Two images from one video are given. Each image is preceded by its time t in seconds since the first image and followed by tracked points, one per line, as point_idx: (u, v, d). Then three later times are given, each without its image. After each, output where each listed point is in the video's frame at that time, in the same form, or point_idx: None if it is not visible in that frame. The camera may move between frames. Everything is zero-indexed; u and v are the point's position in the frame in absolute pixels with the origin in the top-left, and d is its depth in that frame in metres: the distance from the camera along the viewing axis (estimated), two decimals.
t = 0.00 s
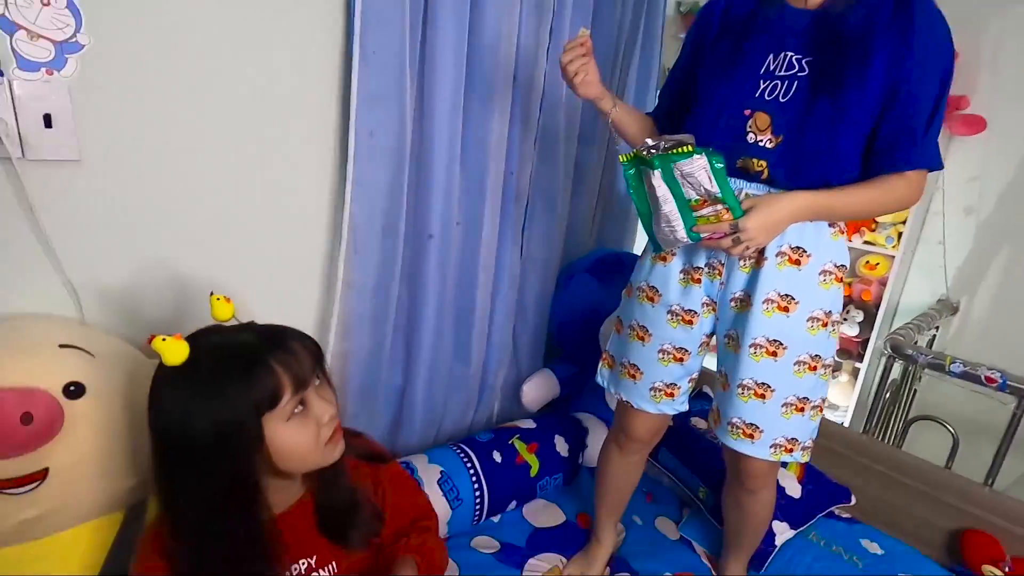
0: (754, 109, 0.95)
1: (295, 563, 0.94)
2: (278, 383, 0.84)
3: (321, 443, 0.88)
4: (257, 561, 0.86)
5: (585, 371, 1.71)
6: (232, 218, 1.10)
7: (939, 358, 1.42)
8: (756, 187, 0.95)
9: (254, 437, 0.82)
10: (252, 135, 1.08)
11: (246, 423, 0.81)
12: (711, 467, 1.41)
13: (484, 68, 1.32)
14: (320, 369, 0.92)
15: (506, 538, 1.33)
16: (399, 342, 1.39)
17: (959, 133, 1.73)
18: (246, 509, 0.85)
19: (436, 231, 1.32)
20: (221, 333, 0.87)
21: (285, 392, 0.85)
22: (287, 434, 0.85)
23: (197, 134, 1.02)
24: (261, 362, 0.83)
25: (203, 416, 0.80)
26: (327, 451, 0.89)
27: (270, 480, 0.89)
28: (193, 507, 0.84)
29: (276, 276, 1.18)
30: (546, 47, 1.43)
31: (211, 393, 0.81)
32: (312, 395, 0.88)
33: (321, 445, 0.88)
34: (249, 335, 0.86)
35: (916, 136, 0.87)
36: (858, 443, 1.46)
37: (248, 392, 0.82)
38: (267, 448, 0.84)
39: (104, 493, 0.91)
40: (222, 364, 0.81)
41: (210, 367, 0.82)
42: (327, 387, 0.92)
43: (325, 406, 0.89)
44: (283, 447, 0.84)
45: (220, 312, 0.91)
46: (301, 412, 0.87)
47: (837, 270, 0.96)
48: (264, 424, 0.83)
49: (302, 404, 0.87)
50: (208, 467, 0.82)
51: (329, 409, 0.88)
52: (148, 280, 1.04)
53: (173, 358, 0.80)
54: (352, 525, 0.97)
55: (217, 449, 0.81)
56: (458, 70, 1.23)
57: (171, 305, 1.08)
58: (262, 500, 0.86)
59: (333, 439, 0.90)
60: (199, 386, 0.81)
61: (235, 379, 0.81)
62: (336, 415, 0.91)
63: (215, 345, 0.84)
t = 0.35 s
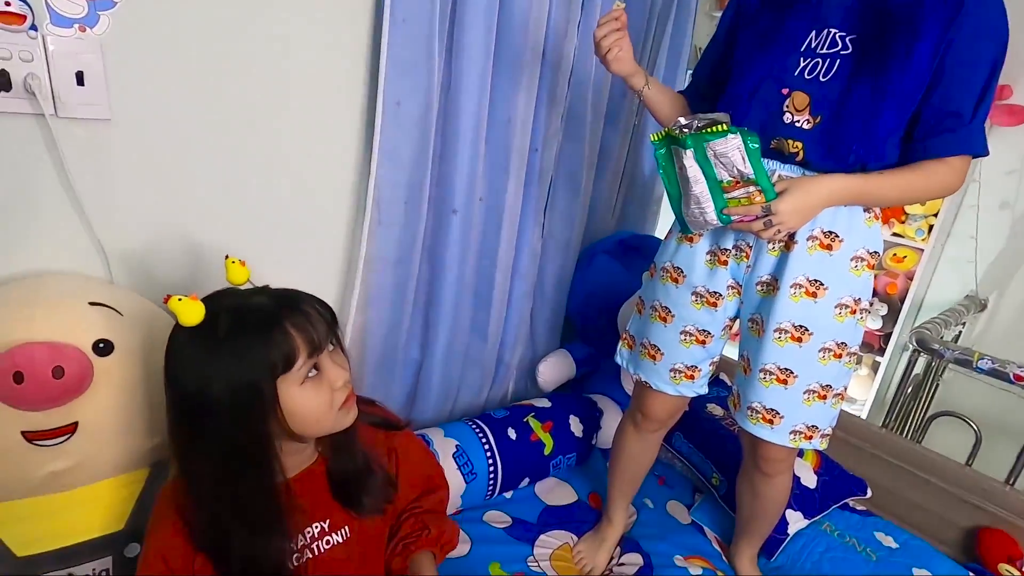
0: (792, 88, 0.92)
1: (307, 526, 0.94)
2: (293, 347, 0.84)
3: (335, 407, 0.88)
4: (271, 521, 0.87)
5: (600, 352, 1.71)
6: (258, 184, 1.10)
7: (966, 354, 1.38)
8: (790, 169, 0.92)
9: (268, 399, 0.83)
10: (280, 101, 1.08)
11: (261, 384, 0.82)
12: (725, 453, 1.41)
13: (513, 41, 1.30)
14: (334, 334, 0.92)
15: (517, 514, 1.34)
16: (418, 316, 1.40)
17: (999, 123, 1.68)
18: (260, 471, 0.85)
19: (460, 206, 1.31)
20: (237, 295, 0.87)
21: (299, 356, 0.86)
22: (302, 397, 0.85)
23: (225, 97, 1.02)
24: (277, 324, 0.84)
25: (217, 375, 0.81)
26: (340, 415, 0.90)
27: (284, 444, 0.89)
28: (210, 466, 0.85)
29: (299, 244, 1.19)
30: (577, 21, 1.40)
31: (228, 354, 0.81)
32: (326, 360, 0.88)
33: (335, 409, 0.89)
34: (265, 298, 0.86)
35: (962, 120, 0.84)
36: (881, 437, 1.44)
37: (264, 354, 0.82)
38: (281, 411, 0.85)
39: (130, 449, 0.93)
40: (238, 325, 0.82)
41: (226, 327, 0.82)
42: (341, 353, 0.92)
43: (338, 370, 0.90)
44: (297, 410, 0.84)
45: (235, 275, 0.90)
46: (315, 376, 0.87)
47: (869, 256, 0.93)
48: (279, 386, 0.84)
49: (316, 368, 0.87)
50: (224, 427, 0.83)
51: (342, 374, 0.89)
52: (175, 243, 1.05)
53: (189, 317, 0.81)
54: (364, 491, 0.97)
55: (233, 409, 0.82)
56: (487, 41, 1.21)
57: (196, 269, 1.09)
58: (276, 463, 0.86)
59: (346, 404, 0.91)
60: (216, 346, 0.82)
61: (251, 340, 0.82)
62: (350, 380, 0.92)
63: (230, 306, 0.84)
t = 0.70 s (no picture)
0: (814, 76, 0.90)
1: (297, 509, 0.92)
2: (276, 327, 0.83)
3: (319, 390, 0.86)
4: (254, 501, 0.86)
5: (609, 343, 1.70)
6: (271, 167, 1.10)
7: (982, 353, 1.35)
8: (809, 159, 0.91)
9: (250, 378, 0.82)
10: (293, 82, 1.07)
11: (243, 363, 0.81)
12: (734, 447, 1.40)
13: (528, 25, 1.28)
14: (322, 316, 0.91)
15: (523, 502, 1.34)
16: (428, 303, 1.40)
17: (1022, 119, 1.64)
18: (241, 450, 0.85)
19: (471, 192, 1.31)
20: (227, 274, 0.87)
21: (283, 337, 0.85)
22: (285, 377, 0.84)
23: (239, 78, 1.02)
24: (261, 304, 0.83)
25: (201, 351, 0.81)
26: (324, 399, 0.88)
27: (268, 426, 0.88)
28: (196, 444, 0.85)
29: (310, 228, 1.18)
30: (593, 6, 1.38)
31: (211, 331, 0.81)
32: (312, 342, 0.87)
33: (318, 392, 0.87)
34: (253, 277, 0.86)
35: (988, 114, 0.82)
36: (894, 436, 1.43)
37: (247, 333, 0.81)
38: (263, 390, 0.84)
39: (142, 426, 0.94)
40: (222, 303, 0.82)
41: (211, 305, 0.82)
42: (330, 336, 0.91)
43: (326, 353, 0.89)
44: (279, 390, 0.83)
45: (231, 254, 0.90)
46: (300, 357, 0.86)
47: (888, 250, 0.92)
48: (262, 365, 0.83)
49: (301, 350, 0.86)
50: (208, 404, 0.82)
51: (329, 356, 0.87)
52: (188, 224, 1.05)
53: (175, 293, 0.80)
54: (353, 473, 0.96)
55: (215, 387, 0.82)
56: (502, 24, 1.20)
57: (209, 251, 1.09)
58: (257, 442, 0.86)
59: (332, 388, 0.89)
60: (201, 323, 0.82)
61: (235, 319, 0.81)
62: (338, 364, 0.90)
63: (217, 284, 0.84)
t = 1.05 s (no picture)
0: (902, 46, 0.79)
1: (321, 512, 0.85)
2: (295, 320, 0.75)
3: (340, 391, 0.79)
4: (273, 505, 0.80)
5: (639, 338, 1.62)
6: (293, 145, 1.02)
7: None
8: (893, 140, 0.81)
9: (263, 375, 0.75)
10: (316, 53, 0.99)
11: (256, 357, 0.74)
12: (776, 450, 1.32)
13: None
14: (349, 308, 0.83)
15: (552, 505, 1.27)
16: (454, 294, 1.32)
17: None
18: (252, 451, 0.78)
19: (503, 175, 1.22)
20: (244, 256, 0.80)
21: (304, 330, 0.77)
22: (303, 376, 0.77)
23: (259, 46, 0.93)
24: (280, 293, 0.75)
25: (211, 341, 0.74)
26: (341, 404, 0.80)
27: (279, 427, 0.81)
28: (203, 440, 0.78)
29: (332, 212, 1.11)
30: None
31: (223, 321, 0.74)
32: (336, 337, 0.80)
33: (335, 395, 0.79)
34: (275, 261, 0.78)
35: None
36: (947, 442, 1.37)
37: (261, 325, 0.74)
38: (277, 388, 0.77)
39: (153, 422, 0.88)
40: (237, 289, 0.74)
41: (224, 292, 0.75)
42: (356, 329, 0.83)
43: (350, 350, 0.81)
44: (296, 388, 0.76)
45: (253, 233, 0.83)
46: (322, 354, 0.79)
47: (979, 242, 0.83)
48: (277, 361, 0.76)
49: (324, 346, 0.79)
50: (216, 400, 0.76)
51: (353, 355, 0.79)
52: (203, 205, 0.98)
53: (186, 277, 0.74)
54: (380, 475, 0.88)
55: (224, 383, 0.75)
56: None
57: (226, 235, 1.02)
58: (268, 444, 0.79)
59: (356, 388, 0.82)
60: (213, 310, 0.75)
61: (252, 308, 0.74)
62: (363, 363, 0.82)
63: (235, 266, 0.77)
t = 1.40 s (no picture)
0: None
1: (358, 538, 0.77)
2: (349, 319, 0.66)
3: (395, 401, 0.71)
4: (308, 529, 0.72)
5: (679, 336, 1.51)
6: (320, 118, 0.92)
7: None
8: None
9: (309, 382, 0.66)
10: (347, 13, 0.88)
11: (302, 361, 0.65)
12: (840, 463, 1.21)
13: None
14: (401, 305, 0.74)
15: (592, 519, 1.17)
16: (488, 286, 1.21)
17: None
18: (289, 466, 0.69)
19: (546, 157, 1.11)
20: (279, 240, 0.69)
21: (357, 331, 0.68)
22: (355, 386, 0.68)
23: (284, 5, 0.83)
24: (327, 288, 0.65)
25: (247, 341, 0.64)
26: (394, 416, 0.71)
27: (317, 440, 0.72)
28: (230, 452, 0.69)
29: (360, 195, 1.00)
30: None
31: (260, 319, 0.64)
32: (390, 340, 0.71)
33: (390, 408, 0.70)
34: (320, 249, 0.68)
35: None
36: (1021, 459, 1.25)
37: (309, 324, 0.64)
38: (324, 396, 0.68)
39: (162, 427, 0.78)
40: (279, 282, 0.64)
41: (260, 284, 0.65)
42: (407, 331, 0.74)
43: (404, 355, 0.72)
44: (349, 400, 0.68)
45: (281, 211, 0.72)
46: (376, 360, 0.70)
47: None
48: (326, 367, 0.67)
49: (378, 350, 0.70)
50: (250, 408, 0.66)
51: (410, 361, 0.71)
52: (221, 186, 0.88)
53: (212, 264, 0.63)
54: (422, 496, 0.79)
55: (262, 389, 0.66)
56: None
57: (240, 217, 0.91)
58: (308, 459, 0.70)
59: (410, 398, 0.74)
60: (247, 305, 0.65)
61: (297, 305, 0.64)
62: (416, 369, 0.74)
63: (272, 254, 0.66)
